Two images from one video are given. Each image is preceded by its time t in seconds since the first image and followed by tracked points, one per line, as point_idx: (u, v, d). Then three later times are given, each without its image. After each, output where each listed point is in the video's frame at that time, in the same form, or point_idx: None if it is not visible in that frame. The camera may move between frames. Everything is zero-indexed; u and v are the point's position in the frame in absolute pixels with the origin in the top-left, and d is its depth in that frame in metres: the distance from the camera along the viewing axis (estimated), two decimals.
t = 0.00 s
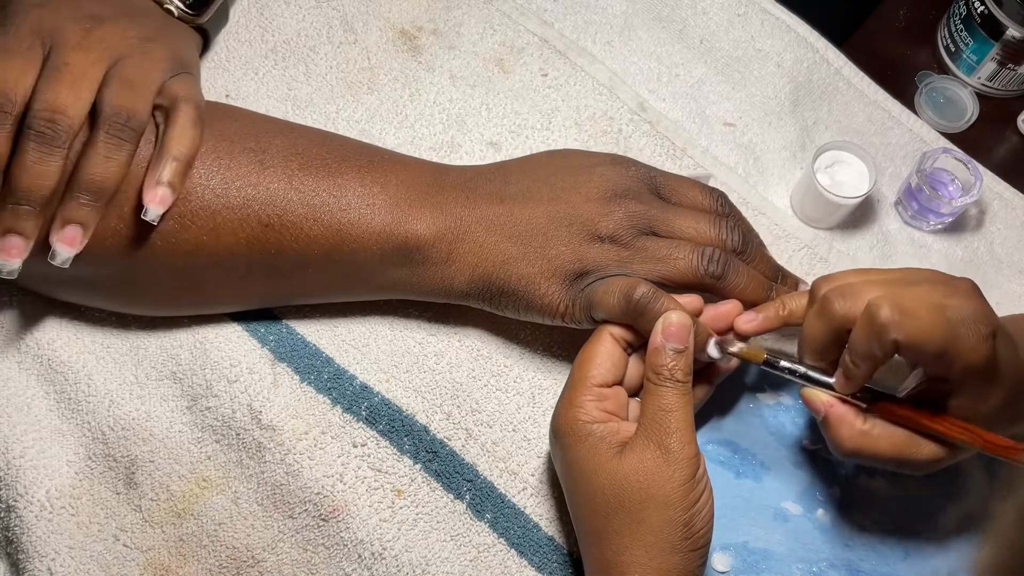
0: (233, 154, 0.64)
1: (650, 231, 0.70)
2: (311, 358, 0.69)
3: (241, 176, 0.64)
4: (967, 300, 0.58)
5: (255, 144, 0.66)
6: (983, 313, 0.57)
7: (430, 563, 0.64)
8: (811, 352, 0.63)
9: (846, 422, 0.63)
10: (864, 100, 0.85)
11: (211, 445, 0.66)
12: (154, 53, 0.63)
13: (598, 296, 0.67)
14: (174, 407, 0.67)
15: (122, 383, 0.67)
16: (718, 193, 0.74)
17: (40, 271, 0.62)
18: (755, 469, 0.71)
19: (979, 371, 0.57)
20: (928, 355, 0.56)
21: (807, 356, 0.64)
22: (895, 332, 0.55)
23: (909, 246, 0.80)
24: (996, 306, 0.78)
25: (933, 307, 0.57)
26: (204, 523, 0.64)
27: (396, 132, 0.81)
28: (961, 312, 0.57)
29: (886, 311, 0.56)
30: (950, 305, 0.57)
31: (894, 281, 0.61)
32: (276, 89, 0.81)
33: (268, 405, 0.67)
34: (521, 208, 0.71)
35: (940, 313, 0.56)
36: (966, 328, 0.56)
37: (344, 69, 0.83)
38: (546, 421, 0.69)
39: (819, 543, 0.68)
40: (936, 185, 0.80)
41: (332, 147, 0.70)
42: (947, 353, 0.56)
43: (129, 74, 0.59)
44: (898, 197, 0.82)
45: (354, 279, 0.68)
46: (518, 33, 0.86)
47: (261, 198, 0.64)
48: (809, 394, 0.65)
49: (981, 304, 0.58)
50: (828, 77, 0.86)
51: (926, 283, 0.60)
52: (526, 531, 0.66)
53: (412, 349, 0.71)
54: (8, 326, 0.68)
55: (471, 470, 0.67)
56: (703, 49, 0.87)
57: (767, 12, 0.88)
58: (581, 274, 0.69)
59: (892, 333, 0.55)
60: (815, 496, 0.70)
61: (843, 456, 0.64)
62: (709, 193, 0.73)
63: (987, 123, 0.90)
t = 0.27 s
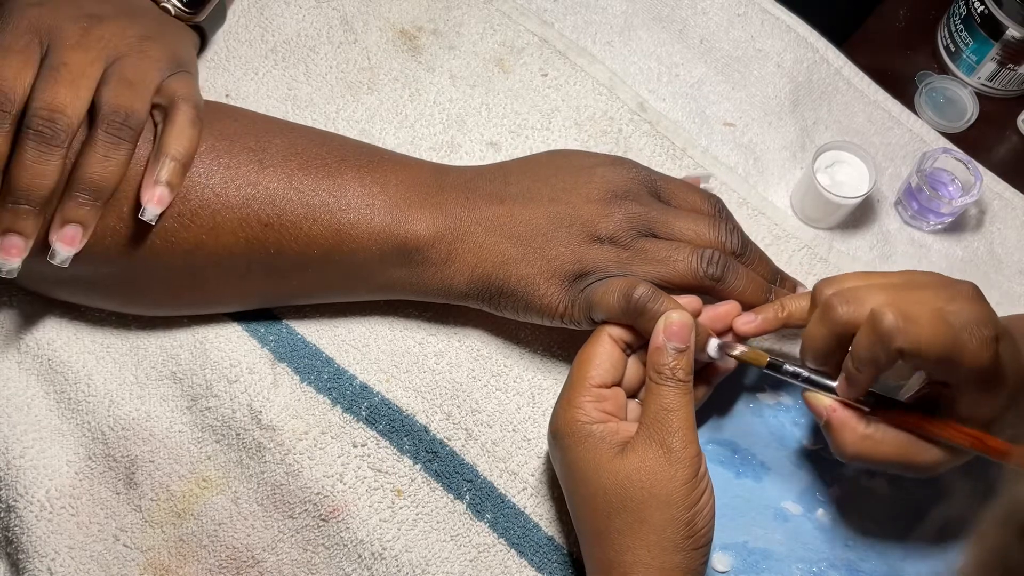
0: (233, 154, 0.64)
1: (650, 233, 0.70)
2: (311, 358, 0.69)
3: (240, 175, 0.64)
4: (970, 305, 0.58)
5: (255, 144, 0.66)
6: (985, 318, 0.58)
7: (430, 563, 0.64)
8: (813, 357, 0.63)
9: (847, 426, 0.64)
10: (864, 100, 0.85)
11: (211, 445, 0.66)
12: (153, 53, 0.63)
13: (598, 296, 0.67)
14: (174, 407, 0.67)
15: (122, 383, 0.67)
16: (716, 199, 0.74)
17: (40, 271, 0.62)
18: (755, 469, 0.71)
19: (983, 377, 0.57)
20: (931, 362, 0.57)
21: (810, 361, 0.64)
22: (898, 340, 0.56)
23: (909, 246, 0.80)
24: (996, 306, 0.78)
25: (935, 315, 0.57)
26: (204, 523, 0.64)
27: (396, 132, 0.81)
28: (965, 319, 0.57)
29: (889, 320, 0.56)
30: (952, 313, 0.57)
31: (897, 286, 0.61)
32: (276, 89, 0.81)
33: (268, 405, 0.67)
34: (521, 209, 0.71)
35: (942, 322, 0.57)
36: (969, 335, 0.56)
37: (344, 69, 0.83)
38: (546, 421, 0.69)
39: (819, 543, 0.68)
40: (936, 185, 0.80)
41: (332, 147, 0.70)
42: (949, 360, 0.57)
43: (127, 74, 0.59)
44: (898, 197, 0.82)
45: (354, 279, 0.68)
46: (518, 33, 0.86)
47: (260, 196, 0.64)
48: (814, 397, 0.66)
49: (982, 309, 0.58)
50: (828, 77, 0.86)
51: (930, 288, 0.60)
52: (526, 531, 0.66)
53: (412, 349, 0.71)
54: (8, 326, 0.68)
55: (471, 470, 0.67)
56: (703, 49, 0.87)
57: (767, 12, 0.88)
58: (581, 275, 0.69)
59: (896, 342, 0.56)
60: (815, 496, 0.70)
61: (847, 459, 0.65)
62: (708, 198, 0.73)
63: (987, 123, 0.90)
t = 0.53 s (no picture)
0: (234, 153, 0.64)
1: (650, 234, 0.70)
2: (311, 358, 0.69)
3: (241, 175, 0.64)
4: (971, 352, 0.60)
5: (254, 143, 0.66)
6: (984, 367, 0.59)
7: (430, 563, 0.64)
8: (810, 385, 0.65)
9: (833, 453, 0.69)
10: (864, 101, 0.85)
11: (211, 445, 0.66)
12: (151, 50, 0.63)
13: (597, 297, 0.67)
14: (174, 407, 0.67)
15: (122, 383, 0.67)
16: (716, 200, 0.74)
17: (39, 271, 0.62)
18: (755, 469, 0.71)
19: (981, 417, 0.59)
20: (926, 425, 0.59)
21: (805, 388, 0.66)
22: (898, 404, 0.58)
23: (909, 246, 0.81)
24: (996, 306, 0.78)
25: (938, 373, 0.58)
26: (204, 523, 0.64)
27: (396, 132, 0.81)
28: (965, 374, 0.59)
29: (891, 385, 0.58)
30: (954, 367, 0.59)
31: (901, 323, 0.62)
32: (276, 89, 0.81)
33: (268, 405, 0.67)
34: (521, 210, 0.71)
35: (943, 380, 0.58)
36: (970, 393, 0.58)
37: (344, 69, 0.83)
38: (546, 421, 0.69)
39: (819, 543, 0.69)
40: (936, 185, 0.80)
41: (333, 147, 0.70)
42: (947, 413, 0.59)
43: (128, 72, 0.59)
44: (898, 197, 0.82)
45: (354, 280, 0.68)
46: (518, 33, 0.86)
47: (261, 195, 0.64)
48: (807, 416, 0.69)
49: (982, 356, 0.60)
50: (828, 77, 0.86)
51: (934, 331, 0.61)
52: (526, 531, 0.66)
53: (412, 349, 0.71)
54: (8, 326, 0.68)
55: (471, 471, 0.67)
56: (703, 49, 0.87)
57: (767, 12, 0.88)
58: (581, 275, 0.69)
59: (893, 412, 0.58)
60: (815, 496, 0.70)
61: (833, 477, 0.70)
62: (708, 199, 0.73)
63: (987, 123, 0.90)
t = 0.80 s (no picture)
0: (234, 153, 0.64)
1: (650, 234, 0.70)
2: (311, 358, 0.69)
3: (240, 175, 0.64)
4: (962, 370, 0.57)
5: (254, 143, 0.66)
6: (972, 383, 0.57)
7: (430, 563, 0.64)
8: (805, 380, 0.62)
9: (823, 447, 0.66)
10: (864, 100, 0.85)
11: (211, 445, 0.67)
12: (150, 49, 0.63)
13: (597, 297, 0.67)
14: (174, 407, 0.67)
15: (122, 383, 0.67)
16: (716, 201, 0.74)
17: (39, 270, 0.63)
18: (755, 469, 0.71)
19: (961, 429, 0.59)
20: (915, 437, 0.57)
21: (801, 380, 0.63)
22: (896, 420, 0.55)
23: (909, 246, 0.80)
24: (996, 306, 0.78)
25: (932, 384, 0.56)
26: (204, 523, 0.64)
27: (396, 132, 0.81)
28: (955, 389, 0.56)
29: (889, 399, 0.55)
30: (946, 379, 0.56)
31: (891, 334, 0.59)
32: (276, 89, 0.81)
33: (268, 405, 0.67)
34: (521, 210, 0.71)
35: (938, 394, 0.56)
36: (958, 408, 0.56)
37: (344, 69, 0.83)
38: (546, 421, 0.69)
39: (819, 543, 0.69)
40: (936, 185, 0.80)
41: (333, 147, 0.70)
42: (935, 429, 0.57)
43: (127, 70, 0.59)
44: (898, 197, 0.82)
45: (354, 280, 0.68)
46: (518, 33, 0.86)
47: (261, 195, 0.64)
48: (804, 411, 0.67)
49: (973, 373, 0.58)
50: (828, 77, 0.86)
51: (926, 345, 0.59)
52: (526, 531, 0.66)
53: (412, 349, 0.71)
54: (8, 327, 0.68)
55: (471, 470, 0.67)
56: (703, 49, 0.87)
57: (767, 12, 0.88)
58: (581, 276, 0.69)
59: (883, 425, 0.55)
60: (815, 496, 0.70)
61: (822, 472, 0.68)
62: (708, 200, 0.74)
63: (987, 123, 0.90)
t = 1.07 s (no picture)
0: (233, 153, 0.64)
1: (650, 235, 0.70)
2: (311, 358, 0.69)
3: (240, 175, 0.64)
4: (985, 340, 0.57)
5: (254, 144, 0.66)
6: (992, 352, 0.57)
7: (430, 563, 0.64)
8: (816, 364, 0.62)
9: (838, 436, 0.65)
10: (864, 101, 0.85)
11: (211, 445, 0.66)
12: (144, 49, 0.62)
13: (597, 297, 0.67)
14: (174, 407, 0.67)
15: (122, 383, 0.67)
16: (716, 202, 0.74)
17: (39, 270, 0.62)
18: (755, 469, 0.71)
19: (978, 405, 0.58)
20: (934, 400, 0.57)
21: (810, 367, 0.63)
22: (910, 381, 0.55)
23: (909, 246, 0.81)
24: (996, 306, 0.78)
25: (949, 348, 0.56)
26: (204, 523, 0.64)
27: (396, 132, 0.81)
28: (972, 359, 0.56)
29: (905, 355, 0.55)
30: (964, 347, 0.56)
31: (908, 305, 0.59)
32: (276, 89, 0.81)
33: (267, 405, 0.67)
34: (521, 211, 0.71)
35: (954, 358, 0.56)
36: (974, 375, 0.56)
37: (344, 69, 0.83)
38: (546, 421, 0.69)
39: (819, 543, 0.69)
40: (936, 185, 0.80)
41: (333, 147, 0.70)
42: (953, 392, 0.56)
43: (116, 71, 0.59)
44: (898, 197, 0.82)
45: (354, 280, 0.68)
46: (518, 33, 0.86)
47: (260, 195, 0.64)
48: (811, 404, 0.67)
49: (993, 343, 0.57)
50: (828, 77, 0.86)
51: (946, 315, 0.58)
52: (526, 531, 0.66)
53: (412, 349, 0.71)
54: (8, 326, 0.68)
55: (471, 471, 0.67)
56: (703, 49, 0.87)
57: (767, 12, 0.88)
58: (581, 276, 0.69)
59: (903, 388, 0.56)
60: (815, 495, 0.70)
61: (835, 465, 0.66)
62: (708, 201, 0.74)
63: (987, 123, 0.90)
